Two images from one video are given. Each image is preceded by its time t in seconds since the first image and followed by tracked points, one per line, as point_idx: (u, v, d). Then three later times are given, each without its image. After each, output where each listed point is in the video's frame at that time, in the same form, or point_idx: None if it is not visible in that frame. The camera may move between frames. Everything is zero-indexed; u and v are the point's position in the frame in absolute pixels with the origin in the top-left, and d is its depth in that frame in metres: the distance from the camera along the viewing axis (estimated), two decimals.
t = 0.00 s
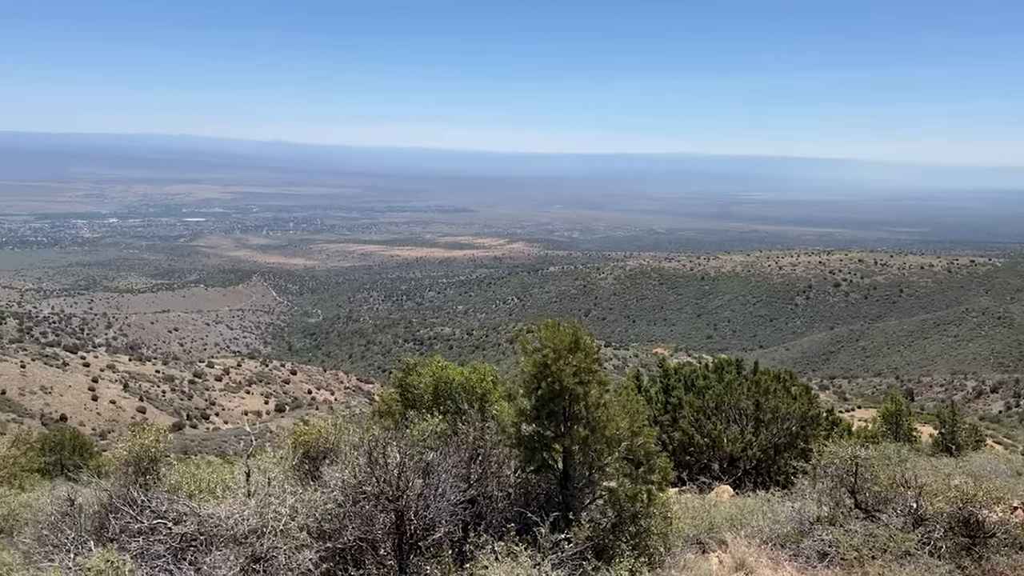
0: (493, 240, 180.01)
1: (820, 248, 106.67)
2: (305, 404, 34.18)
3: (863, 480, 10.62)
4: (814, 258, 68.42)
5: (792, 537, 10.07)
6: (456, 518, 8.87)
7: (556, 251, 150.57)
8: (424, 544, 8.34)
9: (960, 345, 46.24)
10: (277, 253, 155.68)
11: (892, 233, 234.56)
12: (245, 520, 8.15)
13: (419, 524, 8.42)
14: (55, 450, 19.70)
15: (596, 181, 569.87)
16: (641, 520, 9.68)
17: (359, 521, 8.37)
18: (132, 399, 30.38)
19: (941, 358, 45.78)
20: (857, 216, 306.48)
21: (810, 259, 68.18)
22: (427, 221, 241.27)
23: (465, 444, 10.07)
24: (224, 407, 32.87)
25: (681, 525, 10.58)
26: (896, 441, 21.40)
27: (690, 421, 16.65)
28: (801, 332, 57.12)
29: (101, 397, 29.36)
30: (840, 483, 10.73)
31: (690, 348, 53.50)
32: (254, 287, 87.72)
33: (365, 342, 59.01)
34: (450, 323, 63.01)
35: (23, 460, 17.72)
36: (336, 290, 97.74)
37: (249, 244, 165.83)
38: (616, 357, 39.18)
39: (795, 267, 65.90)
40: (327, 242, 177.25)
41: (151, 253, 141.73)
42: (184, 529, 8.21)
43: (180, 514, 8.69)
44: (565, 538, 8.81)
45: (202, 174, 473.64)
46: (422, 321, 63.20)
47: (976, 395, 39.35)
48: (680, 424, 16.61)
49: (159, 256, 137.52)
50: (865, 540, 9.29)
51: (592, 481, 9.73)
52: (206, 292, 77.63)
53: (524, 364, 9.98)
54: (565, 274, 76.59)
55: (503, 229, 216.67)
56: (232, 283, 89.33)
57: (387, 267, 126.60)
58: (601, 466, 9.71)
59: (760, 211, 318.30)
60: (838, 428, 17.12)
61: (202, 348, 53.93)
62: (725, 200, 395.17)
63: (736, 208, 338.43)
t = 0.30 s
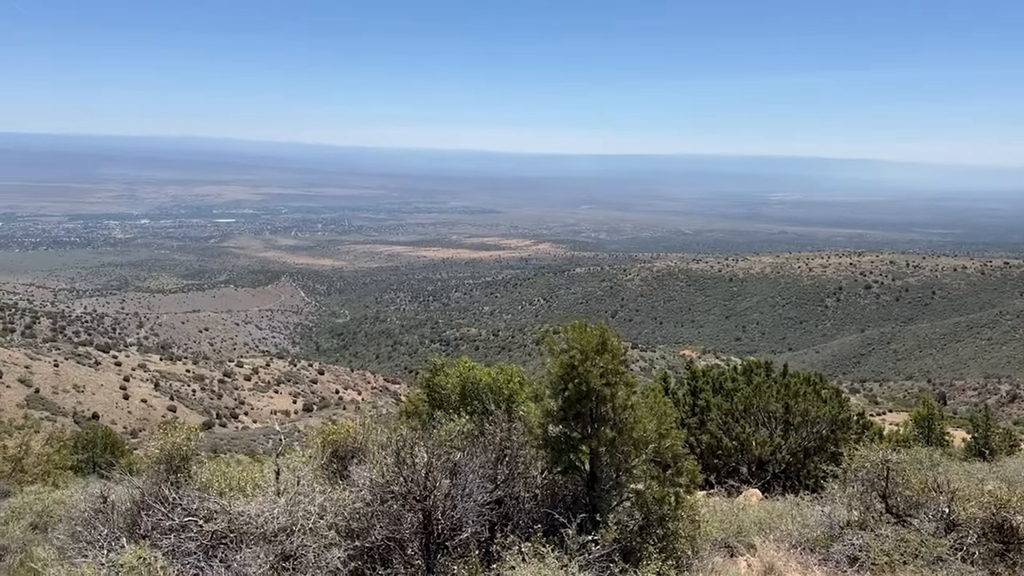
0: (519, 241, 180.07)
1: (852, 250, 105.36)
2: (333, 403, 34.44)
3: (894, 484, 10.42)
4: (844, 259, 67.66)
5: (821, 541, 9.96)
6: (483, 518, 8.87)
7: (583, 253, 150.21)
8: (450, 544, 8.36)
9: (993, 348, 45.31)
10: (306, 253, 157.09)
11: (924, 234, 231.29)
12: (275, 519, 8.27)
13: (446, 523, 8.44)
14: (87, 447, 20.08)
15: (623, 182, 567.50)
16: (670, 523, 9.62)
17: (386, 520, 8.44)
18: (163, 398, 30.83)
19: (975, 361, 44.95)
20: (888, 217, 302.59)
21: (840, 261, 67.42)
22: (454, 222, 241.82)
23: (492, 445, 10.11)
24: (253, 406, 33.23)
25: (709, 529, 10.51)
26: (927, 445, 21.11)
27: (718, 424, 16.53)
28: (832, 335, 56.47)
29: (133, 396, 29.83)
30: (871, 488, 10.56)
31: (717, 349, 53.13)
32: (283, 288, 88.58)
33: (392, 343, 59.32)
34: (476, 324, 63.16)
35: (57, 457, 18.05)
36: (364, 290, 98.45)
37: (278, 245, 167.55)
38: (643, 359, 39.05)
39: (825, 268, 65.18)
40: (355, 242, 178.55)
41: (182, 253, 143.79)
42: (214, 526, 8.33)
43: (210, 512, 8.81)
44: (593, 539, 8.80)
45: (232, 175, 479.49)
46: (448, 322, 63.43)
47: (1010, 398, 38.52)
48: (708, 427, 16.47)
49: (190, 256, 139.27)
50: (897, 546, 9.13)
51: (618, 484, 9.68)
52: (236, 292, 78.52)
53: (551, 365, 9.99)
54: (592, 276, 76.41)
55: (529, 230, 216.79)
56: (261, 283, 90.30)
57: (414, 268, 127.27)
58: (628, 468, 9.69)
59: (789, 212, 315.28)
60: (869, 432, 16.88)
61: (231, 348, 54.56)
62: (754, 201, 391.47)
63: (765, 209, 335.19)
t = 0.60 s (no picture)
0: (541, 243, 180.00)
1: (878, 253, 104.32)
2: (355, 404, 34.61)
3: (920, 490, 10.32)
4: (870, 262, 66.93)
5: (846, 546, 9.91)
6: (506, 519, 8.87)
7: (605, 254, 149.82)
8: (474, 545, 8.36)
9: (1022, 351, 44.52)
10: (328, 254, 158.00)
11: (952, 236, 228.03)
12: (300, 519, 8.36)
13: (469, 524, 8.46)
14: (113, 446, 20.32)
15: (646, 183, 565.24)
16: (693, 527, 9.58)
17: (409, 520, 8.49)
18: (188, 397, 31.12)
19: (1003, 365, 44.18)
20: (915, 219, 298.57)
21: (865, 263, 66.72)
22: (475, 223, 242.18)
23: (514, 446, 10.12)
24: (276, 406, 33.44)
25: (733, 533, 10.44)
26: (954, 450, 20.83)
27: (741, 427, 16.43)
28: (857, 338, 55.86)
29: (157, 396, 30.16)
30: (897, 493, 10.47)
31: (740, 352, 52.70)
32: (306, 289, 89.17)
33: (413, 344, 59.51)
34: (498, 325, 63.17)
35: (84, 456, 18.26)
36: (386, 292, 98.89)
37: (301, 246, 168.64)
38: (665, 362, 38.80)
39: (850, 271, 64.53)
40: (377, 244, 179.34)
41: (208, 254, 145.45)
42: (239, 526, 8.43)
43: (235, 511, 8.92)
44: (616, 542, 8.77)
45: (256, 177, 483.60)
46: (470, 323, 63.48)
47: None
48: (732, 430, 16.37)
49: (215, 257, 140.79)
50: (923, 551, 8.98)
51: (642, 486, 9.65)
52: (259, 293, 79.14)
53: (575, 367, 10.00)
54: (613, 278, 76.22)
55: (551, 231, 216.61)
56: (285, 284, 91.01)
57: (435, 269, 127.56)
58: (651, 472, 9.64)
59: (814, 214, 311.99)
60: (895, 437, 16.69)
61: (255, 348, 54.96)
62: (778, 203, 388.06)
63: (789, 210, 332.59)
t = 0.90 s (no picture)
0: (558, 245, 179.82)
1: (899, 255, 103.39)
2: (372, 405, 34.77)
3: (942, 495, 10.25)
4: (890, 265, 66.34)
5: (866, 552, 9.84)
6: (524, 521, 8.88)
7: (622, 257, 149.58)
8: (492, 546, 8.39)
9: None
10: (346, 256, 158.74)
11: (975, 239, 225.34)
12: (320, 519, 8.44)
13: (487, 526, 8.47)
14: (134, 445, 20.51)
15: (664, 185, 563.04)
16: (712, 531, 9.54)
17: (429, 522, 8.54)
18: (207, 397, 31.34)
19: None
20: (938, 222, 295.41)
21: (886, 266, 66.15)
22: (493, 225, 242.40)
23: (533, 448, 10.13)
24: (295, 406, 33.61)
25: (752, 537, 10.41)
26: (976, 455, 20.61)
27: (761, 431, 16.32)
28: (877, 341, 55.32)
29: (177, 395, 30.44)
30: (919, 498, 10.38)
31: (758, 355, 52.35)
32: (324, 290, 89.74)
33: (430, 346, 59.63)
34: (514, 327, 63.17)
35: (105, 454, 18.44)
36: (404, 293, 99.23)
37: (319, 247, 169.63)
38: (684, 364, 38.65)
39: (871, 274, 64.02)
40: (395, 245, 180.06)
41: (227, 255, 146.64)
42: (261, 524, 8.54)
43: (256, 509, 9.00)
44: (634, 545, 8.77)
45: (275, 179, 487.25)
46: (487, 325, 63.54)
47: None
48: (751, 434, 16.25)
49: (235, 258, 141.89)
50: (945, 556, 8.89)
51: (661, 489, 9.62)
52: (279, 294, 79.76)
53: (593, 370, 10.00)
54: (630, 280, 76.12)
55: (568, 233, 216.41)
56: (304, 285, 91.67)
57: (453, 271, 127.80)
58: (671, 475, 9.60)
59: (834, 216, 309.41)
60: (916, 442, 16.53)
61: (274, 349, 55.34)
62: (797, 205, 385.39)
63: (808, 213, 330.42)
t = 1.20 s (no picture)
0: (574, 247, 179.64)
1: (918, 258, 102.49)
2: (387, 405, 34.85)
3: (963, 500, 10.15)
4: (909, 268, 65.77)
5: (886, 557, 9.77)
6: (542, 524, 8.87)
7: (638, 259, 149.27)
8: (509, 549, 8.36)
9: None
10: (362, 257, 159.47)
11: (996, 243, 223.01)
12: (340, 519, 8.56)
13: (505, 528, 8.44)
14: (152, 444, 20.64)
15: (680, 187, 561.07)
16: (730, 535, 9.51)
17: (446, 523, 8.52)
18: (224, 397, 31.52)
19: None
20: (957, 225, 292.77)
21: (905, 269, 65.59)
22: (509, 227, 242.41)
23: (550, 450, 10.07)
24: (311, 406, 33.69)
25: (770, 541, 10.39)
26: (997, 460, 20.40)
27: (778, 435, 16.23)
28: (895, 345, 54.74)
29: (195, 395, 30.65)
30: (939, 504, 10.30)
31: (774, 359, 52.01)
32: (341, 291, 90.21)
33: (445, 347, 59.72)
34: (529, 329, 63.16)
35: (124, 454, 18.55)
36: (419, 294, 99.53)
37: (336, 248, 170.53)
38: (700, 367, 38.52)
39: (889, 277, 63.56)
40: (410, 247, 180.60)
41: (245, 256, 147.63)
42: (280, 523, 8.62)
43: (275, 509, 9.10)
44: (652, 549, 8.78)
45: (291, 180, 490.25)
46: (502, 327, 63.56)
47: None
48: (769, 437, 16.11)
49: (252, 259, 142.89)
50: (965, 563, 8.79)
51: (678, 492, 9.59)
52: (296, 294, 80.25)
53: (612, 372, 9.99)
54: (646, 282, 75.96)
55: (584, 235, 216.15)
56: (320, 286, 92.20)
57: (469, 272, 128.05)
58: (689, 478, 9.57)
59: (852, 219, 307.40)
60: (936, 446, 16.37)
61: (290, 349, 55.64)
62: (814, 207, 382.97)
63: (827, 216, 328.19)
